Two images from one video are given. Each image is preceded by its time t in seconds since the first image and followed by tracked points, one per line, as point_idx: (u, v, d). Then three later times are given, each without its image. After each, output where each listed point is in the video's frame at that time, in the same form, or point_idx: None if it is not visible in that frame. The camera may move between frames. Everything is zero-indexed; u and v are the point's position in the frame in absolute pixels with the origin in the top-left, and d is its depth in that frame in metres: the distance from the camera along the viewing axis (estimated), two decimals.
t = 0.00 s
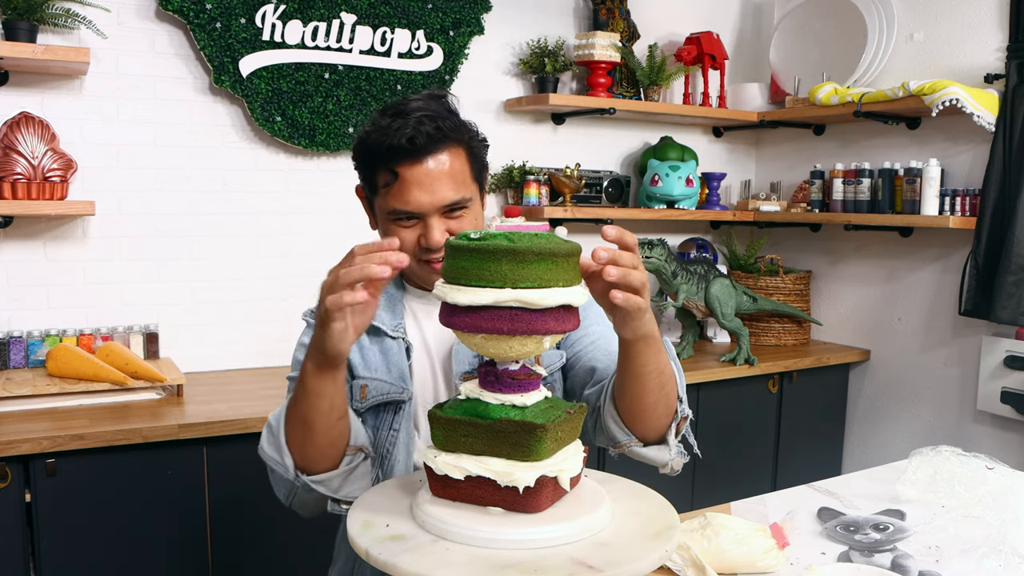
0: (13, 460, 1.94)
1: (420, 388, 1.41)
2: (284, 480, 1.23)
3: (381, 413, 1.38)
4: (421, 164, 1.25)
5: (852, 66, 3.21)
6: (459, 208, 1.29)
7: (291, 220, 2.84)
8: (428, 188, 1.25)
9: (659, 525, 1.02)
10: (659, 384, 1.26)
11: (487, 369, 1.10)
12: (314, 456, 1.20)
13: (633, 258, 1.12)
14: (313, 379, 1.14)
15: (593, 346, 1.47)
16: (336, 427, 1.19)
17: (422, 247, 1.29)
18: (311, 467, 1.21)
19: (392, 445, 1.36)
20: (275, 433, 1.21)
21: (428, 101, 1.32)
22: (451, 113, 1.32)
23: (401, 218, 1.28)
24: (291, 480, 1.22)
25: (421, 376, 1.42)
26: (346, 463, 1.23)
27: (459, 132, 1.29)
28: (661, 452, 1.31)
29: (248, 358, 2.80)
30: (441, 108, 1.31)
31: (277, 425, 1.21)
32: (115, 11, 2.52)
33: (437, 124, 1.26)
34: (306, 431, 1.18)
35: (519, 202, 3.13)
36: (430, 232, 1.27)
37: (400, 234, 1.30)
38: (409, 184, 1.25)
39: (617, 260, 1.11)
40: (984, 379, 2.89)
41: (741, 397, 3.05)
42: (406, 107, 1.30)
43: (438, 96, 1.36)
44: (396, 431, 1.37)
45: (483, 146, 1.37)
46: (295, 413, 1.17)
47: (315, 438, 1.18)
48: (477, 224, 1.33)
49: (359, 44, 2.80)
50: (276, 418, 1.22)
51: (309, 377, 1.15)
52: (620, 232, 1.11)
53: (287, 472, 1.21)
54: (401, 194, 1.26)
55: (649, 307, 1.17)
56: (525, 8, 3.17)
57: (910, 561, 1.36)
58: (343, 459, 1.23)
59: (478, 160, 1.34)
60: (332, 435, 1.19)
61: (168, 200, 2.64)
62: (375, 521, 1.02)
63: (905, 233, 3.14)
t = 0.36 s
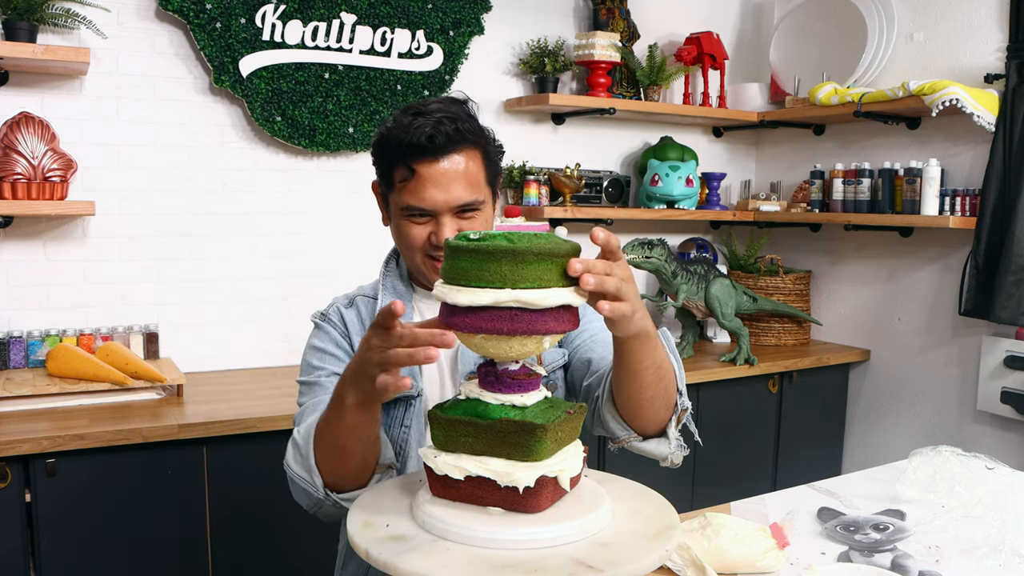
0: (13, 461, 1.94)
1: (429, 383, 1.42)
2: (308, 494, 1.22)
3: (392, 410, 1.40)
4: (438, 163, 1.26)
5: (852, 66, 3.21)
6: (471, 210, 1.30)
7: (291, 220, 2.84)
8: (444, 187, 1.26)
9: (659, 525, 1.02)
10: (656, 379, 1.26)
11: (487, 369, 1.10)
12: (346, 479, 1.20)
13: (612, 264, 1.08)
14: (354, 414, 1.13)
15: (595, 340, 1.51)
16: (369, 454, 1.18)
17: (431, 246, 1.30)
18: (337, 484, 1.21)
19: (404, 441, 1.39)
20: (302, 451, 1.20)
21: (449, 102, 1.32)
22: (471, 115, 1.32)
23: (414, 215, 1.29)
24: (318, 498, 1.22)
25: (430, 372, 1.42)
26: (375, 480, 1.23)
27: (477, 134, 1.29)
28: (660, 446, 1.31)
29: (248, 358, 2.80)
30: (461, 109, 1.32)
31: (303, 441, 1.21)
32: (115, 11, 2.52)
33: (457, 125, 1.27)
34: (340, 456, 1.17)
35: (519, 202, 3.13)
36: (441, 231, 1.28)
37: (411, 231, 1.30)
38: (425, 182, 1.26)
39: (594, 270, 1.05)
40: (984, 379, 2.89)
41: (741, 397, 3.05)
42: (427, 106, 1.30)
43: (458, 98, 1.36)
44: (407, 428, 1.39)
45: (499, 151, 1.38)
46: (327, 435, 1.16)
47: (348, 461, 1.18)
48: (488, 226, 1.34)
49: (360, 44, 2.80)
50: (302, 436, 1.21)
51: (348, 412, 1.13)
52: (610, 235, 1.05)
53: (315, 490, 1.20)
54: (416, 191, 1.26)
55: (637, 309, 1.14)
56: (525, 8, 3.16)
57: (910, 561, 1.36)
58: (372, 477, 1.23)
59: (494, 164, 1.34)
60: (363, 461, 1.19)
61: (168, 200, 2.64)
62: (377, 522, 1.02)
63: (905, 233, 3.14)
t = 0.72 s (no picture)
0: (13, 461, 1.94)
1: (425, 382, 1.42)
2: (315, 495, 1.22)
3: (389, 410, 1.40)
4: (436, 166, 1.26)
5: (852, 66, 3.21)
6: (469, 212, 1.30)
7: (291, 220, 2.84)
8: (442, 190, 1.27)
9: (659, 525, 1.02)
10: (650, 382, 1.26)
11: (487, 369, 1.10)
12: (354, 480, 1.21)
13: (612, 265, 1.08)
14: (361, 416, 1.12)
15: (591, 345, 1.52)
16: (376, 455, 1.19)
17: (430, 247, 1.30)
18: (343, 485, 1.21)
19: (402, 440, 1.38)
20: (310, 453, 1.20)
21: (446, 102, 1.32)
22: (468, 117, 1.32)
23: (411, 217, 1.29)
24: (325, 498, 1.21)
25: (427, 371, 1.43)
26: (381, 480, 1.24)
27: (474, 135, 1.29)
28: (653, 449, 1.30)
29: (248, 358, 2.80)
30: (458, 109, 1.31)
31: (310, 442, 1.20)
32: (115, 11, 2.52)
33: (455, 127, 1.27)
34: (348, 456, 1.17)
35: (519, 202, 3.13)
36: (439, 233, 1.28)
37: (409, 233, 1.30)
38: (423, 185, 1.26)
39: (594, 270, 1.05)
40: (984, 379, 2.89)
41: (741, 397, 3.05)
42: (424, 107, 1.30)
43: (455, 98, 1.36)
44: (405, 427, 1.39)
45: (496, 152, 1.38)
46: (336, 436, 1.16)
47: (356, 462, 1.18)
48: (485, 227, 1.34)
49: (360, 44, 2.80)
50: (310, 438, 1.21)
51: (358, 415, 1.13)
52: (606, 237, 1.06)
53: (322, 491, 1.20)
54: (414, 193, 1.27)
55: (633, 311, 1.15)
56: (525, 8, 3.16)
57: (910, 561, 1.36)
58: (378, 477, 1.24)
59: (491, 165, 1.34)
60: (371, 462, 1.20)
61: (168, 200, 2.64)
62: (376, 521, 1.02)
63: (905, 233, 3.14)
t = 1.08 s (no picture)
0: (13, 460, 1.94)
1: (408, 384, 1.41)
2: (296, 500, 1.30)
3: (371, 415, 1.39)
4: (429, 150, 1.26)
5: (852, 66, 3.21)
6: (460, 198, 1.30)
7: (291, 220, 2.84)
8: (434, 174, 1.26)
9: (659, 525, 1.02)
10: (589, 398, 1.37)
11: (487, 369, 1.10)
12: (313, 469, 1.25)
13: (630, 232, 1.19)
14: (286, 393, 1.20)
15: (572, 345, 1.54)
16: (325, 435, 1.22)
17: (421, 233, 1.29)
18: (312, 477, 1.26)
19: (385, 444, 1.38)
20: (272, 457, 1.27)
21: (437, 88, 1.33)
22: (459, 104, 1.33)
23: (403, 203, 1.28)
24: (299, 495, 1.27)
25: (409, 373, 1.42)
26: (346, 468, 1.26)
27: (466, 122, 1.30)
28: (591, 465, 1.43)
29: (248, 358, 2.80)
30: (450, 96, 1.32)
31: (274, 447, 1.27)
32: (115, 11, 2.52)
33: (447, 112, 1.27)
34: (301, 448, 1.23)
35: (519, 202, 3.13)
36: (431, 219, 1.28)
37: (400, 219, 1.30)
38: (416, 169, 1.26)
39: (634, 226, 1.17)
40: (984, 379, 2.89)
41: (741, 397, 3.05)
42: (415, 93, 1.30)
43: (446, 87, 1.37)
44: (387, 431, 1.38)
45: (485, 141, 1.39)
46: (287, 427, 1.22)
47: (310, 448, 1.22)
48: (476, 215, 1.34)
49: (359, 44, 2.80)
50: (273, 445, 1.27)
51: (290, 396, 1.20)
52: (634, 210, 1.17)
53: (292, 490, 1.27)
54: (406, 178, 1.27)
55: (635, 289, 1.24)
56: (525, 8, 3.16)
57: (910, 561, 1.36)
58: (343, 464, 1.26)
59: (481, 152, 1.35)
60: (325, 450, 1.23)
61: (168, 200, 2.64)
62: (375, 520, 1.03)
63: (905, 233, 3.14)
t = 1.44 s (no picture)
0: (13, 460, 1.94)
1: (398, 381, 1.41)
2: (290, 493, 1.29)
3: (360, 413, 1.37)
4: (456, 144, 1.27)
5: (852, 66, 3.21)
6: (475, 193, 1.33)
7: (291, 220, 2.84)
8: (458, 168, 1.28)
9: (659, 525, 1.02)
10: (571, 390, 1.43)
11: (487, 369, 1.10)
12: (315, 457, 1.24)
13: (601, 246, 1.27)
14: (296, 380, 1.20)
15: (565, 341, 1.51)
16: (329, 424, 1.23)
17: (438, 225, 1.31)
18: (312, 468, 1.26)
19: (376, 443, 1.36)
20: (272, 447, 1.27)
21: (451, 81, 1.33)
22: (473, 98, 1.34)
23: (425, 195, 1.29)
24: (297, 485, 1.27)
25: (399, 369, 1.42)
26: (346, 456, 1.27)
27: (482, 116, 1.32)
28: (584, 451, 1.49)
29: (248, 358, 2.80)
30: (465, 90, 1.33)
31: (270, 439, 1.27)
32: (115, 11, 2.52)
33: (472, 107, 1.29)
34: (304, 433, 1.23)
35: (519, 202, 3.13)
36: (450, 212, 1.30)
37: (418, 210, 1.30)
38: (442, 162, 1.27)
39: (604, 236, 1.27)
40: (984, 379, 2.89)
41: (740, 397, 3.05)
42: (433, 83, 1.30)
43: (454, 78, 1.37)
44: (378, 429, 1.36)
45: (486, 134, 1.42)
46: (291, 415, 1.23)
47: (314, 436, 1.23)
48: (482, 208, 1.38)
49: (359, 44, 2.80)
50: (270, 437, 1.27)
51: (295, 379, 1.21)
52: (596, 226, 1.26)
53: (292, 480, 1.26)
54: (432, 170, 1.27)
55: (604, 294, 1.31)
56: (525, 8, 3.17)
57: (910, 561, 1.36)
58: (344, 453, 1.26)
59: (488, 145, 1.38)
60: (328, 437, 1.24)
61: (168, 201, 2.64)
62: (376, 520, 1.03)
63: (905, 233, 3.14)
